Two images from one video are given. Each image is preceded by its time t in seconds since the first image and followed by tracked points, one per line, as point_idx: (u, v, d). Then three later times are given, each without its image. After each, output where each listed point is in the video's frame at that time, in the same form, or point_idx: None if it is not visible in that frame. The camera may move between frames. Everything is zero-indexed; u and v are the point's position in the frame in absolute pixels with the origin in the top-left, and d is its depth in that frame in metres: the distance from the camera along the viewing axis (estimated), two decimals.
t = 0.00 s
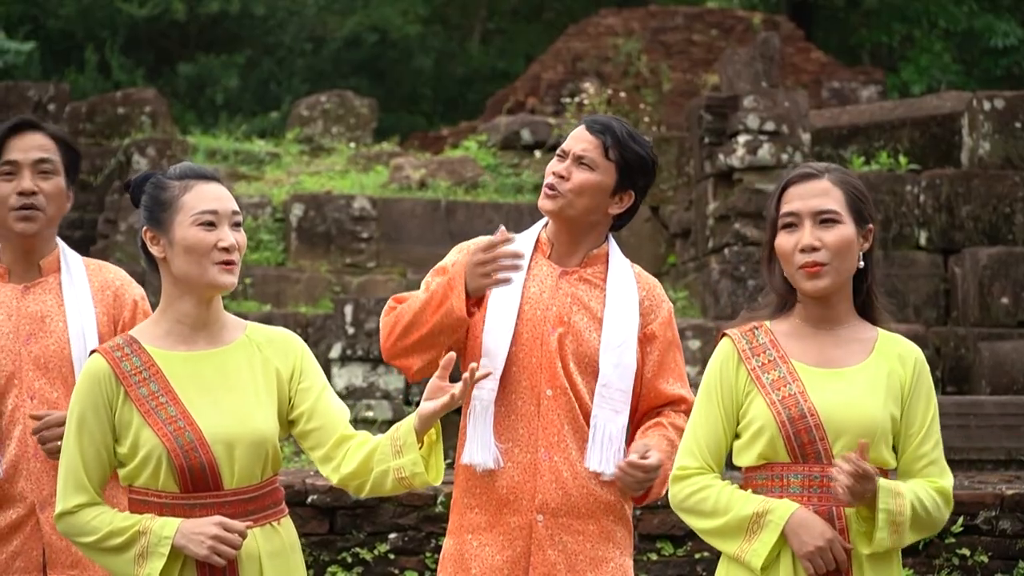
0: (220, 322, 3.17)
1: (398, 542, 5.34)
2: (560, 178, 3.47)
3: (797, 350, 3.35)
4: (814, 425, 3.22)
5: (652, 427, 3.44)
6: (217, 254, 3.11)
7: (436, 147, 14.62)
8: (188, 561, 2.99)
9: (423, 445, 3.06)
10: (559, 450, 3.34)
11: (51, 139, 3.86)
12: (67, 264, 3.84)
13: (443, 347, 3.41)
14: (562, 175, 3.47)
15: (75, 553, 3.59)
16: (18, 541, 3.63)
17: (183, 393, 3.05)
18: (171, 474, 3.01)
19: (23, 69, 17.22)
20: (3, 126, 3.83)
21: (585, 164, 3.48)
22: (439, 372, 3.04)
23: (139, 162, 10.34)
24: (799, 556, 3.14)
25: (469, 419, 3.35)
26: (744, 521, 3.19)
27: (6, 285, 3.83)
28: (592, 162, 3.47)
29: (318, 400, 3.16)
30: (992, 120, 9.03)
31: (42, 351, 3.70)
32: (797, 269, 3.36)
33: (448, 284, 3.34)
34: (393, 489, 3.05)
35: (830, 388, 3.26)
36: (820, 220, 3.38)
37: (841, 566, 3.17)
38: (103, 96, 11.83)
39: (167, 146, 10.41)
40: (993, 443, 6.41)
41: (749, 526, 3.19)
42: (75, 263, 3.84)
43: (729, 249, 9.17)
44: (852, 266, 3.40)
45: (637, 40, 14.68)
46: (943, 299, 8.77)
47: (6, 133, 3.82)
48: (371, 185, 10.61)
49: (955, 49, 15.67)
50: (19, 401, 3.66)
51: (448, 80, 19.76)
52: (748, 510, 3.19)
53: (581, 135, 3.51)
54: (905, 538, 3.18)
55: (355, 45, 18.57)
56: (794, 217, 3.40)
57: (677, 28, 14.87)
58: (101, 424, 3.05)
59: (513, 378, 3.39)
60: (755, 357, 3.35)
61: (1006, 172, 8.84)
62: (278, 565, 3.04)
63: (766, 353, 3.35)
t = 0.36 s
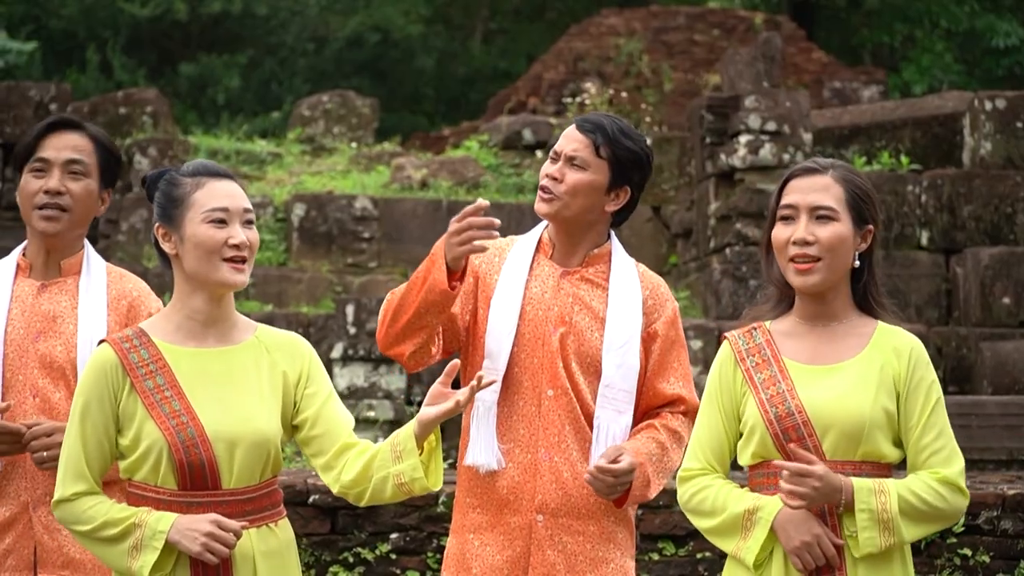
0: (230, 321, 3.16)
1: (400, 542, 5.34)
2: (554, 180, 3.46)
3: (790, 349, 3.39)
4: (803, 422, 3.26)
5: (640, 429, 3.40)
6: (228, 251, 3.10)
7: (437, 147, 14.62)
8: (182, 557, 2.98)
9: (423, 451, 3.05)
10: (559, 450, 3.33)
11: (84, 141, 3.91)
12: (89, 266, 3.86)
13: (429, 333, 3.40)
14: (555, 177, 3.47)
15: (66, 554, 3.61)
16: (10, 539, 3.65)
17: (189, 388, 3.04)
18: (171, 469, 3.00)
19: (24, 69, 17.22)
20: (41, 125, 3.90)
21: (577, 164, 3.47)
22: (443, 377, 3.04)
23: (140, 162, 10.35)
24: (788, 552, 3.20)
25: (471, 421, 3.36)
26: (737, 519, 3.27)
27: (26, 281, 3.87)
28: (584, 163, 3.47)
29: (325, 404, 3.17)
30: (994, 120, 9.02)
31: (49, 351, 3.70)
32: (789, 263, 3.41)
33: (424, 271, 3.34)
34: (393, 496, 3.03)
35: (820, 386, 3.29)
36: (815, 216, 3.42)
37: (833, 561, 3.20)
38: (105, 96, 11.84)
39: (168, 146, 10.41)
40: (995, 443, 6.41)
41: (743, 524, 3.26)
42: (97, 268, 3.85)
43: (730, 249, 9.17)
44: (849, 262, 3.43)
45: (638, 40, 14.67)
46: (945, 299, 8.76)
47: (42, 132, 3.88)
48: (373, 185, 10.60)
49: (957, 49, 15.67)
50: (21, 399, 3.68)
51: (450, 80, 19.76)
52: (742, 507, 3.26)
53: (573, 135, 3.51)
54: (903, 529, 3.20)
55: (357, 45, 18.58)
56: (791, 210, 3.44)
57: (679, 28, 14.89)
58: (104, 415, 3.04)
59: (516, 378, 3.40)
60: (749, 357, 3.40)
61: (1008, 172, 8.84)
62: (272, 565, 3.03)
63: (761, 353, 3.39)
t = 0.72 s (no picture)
0: (244, 324, 3.16)
1: (404, 541, 5.35)
2: (554, 177, 3.48)
3: (790, 349, 3.42)
4: (794, 422, 3.29)
5: (640, 430, 3.40)
6: (242, 254, 3.09)
7: (441, 147, 14.63)
8: (189, 556, 2.97)
9: (429, 453, 3.04)
10: (558, 451, 3.34)
11: (100, 146, 3.87)
12: (96, 270, 3.85)
13: (416, 330, 3.39)
14: (557, 174, 3.48)
15: (54, 554, 3.57)
16: None
17: (199, 386, 3.04)
18: (179, 467, 2.99)
19: (28, 68, 17.22)
20: (57, 125, 3.84)
21: (579, 162, 3.48)
22: (445, 379, 3.01)
23: (144, 161, 10.35)
24: (777, 549, 3.23)
25: (471, 421, 3.38)
26: (733, 516, 3.32)
27: (31, 279, 3.85)
28: (586, 160, 3.48)
29: (335, 411, 3.17)
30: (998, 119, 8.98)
31: (50, 350, 3.69)
32: (787, 261, 3.43)
33: (408, 270, 3.34)
34: (402, 500, 3.03)
35: (812, 386, 3.31)
36: (816, 215, 3.43)
37: (825, 557, 3.22)
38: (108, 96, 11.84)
39: (172, 146, 10.42)
40: (999, 442, 6.41)
41: (738, 521, 3.31)
42: (103, 271, 3.84)
43: (734, 248, 9.18)
44: (851, 262, 3.44)
45: (642, 40, 14.67)
46: (949, 299, 8.76)
47: (59, 133, 3.83)
48: (376, 184, 10.60)
49: (961, 48, 15.67)
50: (18, 395, 3.66)
51: (453, 80, 19.78)
52: (735, 505, 3.32)
53: (577, 134, 3.53)
54: (913, 519, 3.17)
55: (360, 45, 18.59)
56: (794, 209, 3.45)
57: (683, 27, 14.84)
58: (116, 410, 3.03)
59: (517, 378, 3.41)
60: (748, 356, 3.44)
61: (1012, 171, 8.84)
62: (278, 567, 3.03)
63: (761, 352, 3.43)
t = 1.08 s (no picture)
0: (260, 323, 3.17)
1: (416, 541, 5.37)
2: (555, 179, 3.48)
3: (805, 346, 3.42)
4: (807, 420, 3.30)
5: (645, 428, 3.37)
6: (263, 251, 3.10)
7: (453, 147, 14.64)
8: (200, 552, 2.98)
9: (446, 447, 3.04)
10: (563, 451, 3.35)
11: (99, 142, 3.84)
12: (91, 267, 3.82)
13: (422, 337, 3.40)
14: (558, 175, 3.48)
15: (52, 550, 3.55)
16: None
17: (213, 383, 3.05)
18: (192, 464, 3.00)
19: (40, 69, 17.29)
20: (57, 121, 3.81)
21: (579, 163, 3.48)
22: (456, 371, 3.03)
23: (156, 161, 10.38)
24: (788, 549, 3.23)
25: (480, 420, 3.41)
26: (745, 513, 3.32)
27: (27, 275, 3.80)
28: (586, 162, 3.47)
29: (350, 412, 3.18)
30: (1010, 119, 9.01)
31: (49, 346, 3.66)
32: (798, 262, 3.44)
33: (412, 276, 3.35)
34: (420, 497, 3.03)
35: (826, 383, 3.32)
36: (824, 215, 3.43)
37: (837, 559, 3.23)
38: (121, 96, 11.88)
39: (184, 146, 10.45)
40: (1012, 443, 6.40)
41: (750, 519, 3.32)
42: (100, 268, 3.81)
43: (746, 248, 9.18)
44: (865, 261, 3.44)
45: (653, 39, 14.67)
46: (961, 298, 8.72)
47: (58, 128, 3.80)
48: (388, 184, 10.61)
49: (973, 48, 15.65)
50: (17, 391, 3.62)
51: (466, 80, 19.80)
52: (748, 503, 3.31)
53: (580, 134, 3.52)
54: (927, 517, 3.18)
55: (372, 45, 18.61)
56: (806, 210, 3.46)
57: (694, 28, 14.85)
58: (131, 405, 3.04)
59: (522, 378, 3.42)
60: (765, 349, 3.45)
61: None
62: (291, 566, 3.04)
63: (777, 347, 3.44)
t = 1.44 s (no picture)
0: (280, 324, 3.19)
1: (435, 541, 5.37)
2: (558, 180, 3.49)
3: (826, 346, 3.42)
4: (825, 421, 3.30)
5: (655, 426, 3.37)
6: (284, 253, 3.12)
7: (471, 147, 14.65)
8: (221, 553, 2.99)
9: (451, 447, 3.04)
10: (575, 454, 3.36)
11: (92, 138, 3.73)
12: (90, 266, 3.72)
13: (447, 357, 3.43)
14: (562, 176, 3.49)
15: (56, 550, 3.49)
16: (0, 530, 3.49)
17: (231, 384, 3.06)
18: (210, 466, 3.02)
19: (59, 69, 17.37)
20: (48, 119, 3.69)
21: (582, 164, 3.48)
22: (454, 369, 3.03)
23: (174, 161, 10.40)
24: (805, 547, 3.22)
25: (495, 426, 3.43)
26: (765, 512, 3.32)
27: (24, 275, 3.70)
28: (588, 162, 3.48)
29: (369, 412, 3.19)
30: None
31: (49, 347, 3.57)
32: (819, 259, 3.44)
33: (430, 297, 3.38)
34: (431, 498, 3.03)
35: (845, 384, 3.32)
36: (848, 214, 3.43)
37: (853, 558, 3.24)
38: (140, 96, 11.93)
39: (202, 146, 10.48)
40: None
41: (770, 517, 3.32)
42: (97, 267, 3.72)
43: (765, 248, 9.16)
44: (885, 263, 3.43)
45: (672, 39, 14.64)
46: (979, 298, 8.72)
47: (49, 126, 3.69)
48: (407, 184, 10.62)
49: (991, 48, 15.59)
50: (17, 391, 3.53)
51: (484, 80, 19.82)
52: (766, 502, 3.32)
53: (582, 135, 3.52)
54: (953, 519, 3.18)
55: (390, 45, 18.64)
56: (830, 208, 3.47)
57: (713, 28, 14.83)
58: (149, 408, 3.06)
59: (534, 382, 3.44)
60: (787, 350, 3.45)
61: None
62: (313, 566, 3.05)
63: (798, 348, 3.44)
